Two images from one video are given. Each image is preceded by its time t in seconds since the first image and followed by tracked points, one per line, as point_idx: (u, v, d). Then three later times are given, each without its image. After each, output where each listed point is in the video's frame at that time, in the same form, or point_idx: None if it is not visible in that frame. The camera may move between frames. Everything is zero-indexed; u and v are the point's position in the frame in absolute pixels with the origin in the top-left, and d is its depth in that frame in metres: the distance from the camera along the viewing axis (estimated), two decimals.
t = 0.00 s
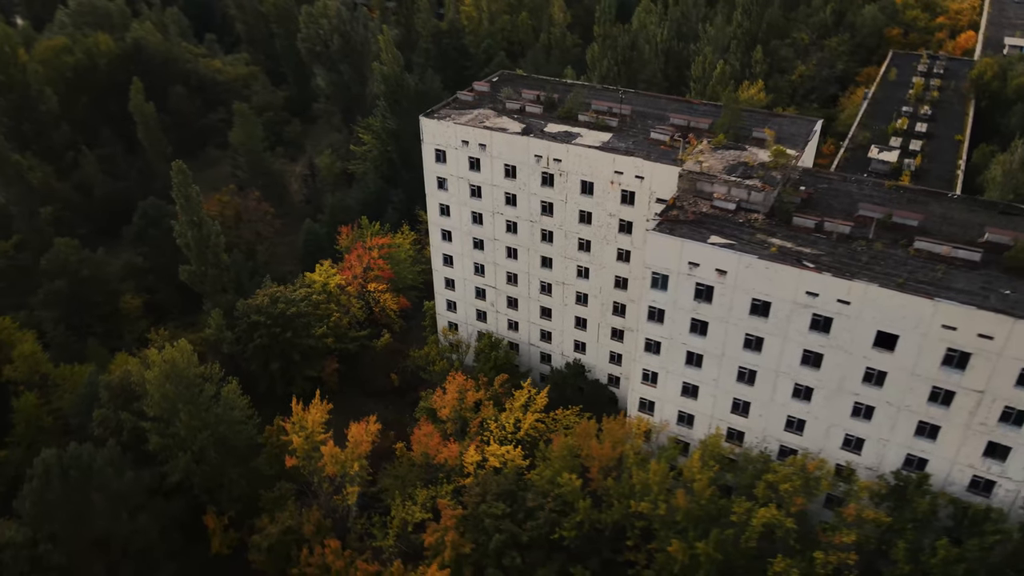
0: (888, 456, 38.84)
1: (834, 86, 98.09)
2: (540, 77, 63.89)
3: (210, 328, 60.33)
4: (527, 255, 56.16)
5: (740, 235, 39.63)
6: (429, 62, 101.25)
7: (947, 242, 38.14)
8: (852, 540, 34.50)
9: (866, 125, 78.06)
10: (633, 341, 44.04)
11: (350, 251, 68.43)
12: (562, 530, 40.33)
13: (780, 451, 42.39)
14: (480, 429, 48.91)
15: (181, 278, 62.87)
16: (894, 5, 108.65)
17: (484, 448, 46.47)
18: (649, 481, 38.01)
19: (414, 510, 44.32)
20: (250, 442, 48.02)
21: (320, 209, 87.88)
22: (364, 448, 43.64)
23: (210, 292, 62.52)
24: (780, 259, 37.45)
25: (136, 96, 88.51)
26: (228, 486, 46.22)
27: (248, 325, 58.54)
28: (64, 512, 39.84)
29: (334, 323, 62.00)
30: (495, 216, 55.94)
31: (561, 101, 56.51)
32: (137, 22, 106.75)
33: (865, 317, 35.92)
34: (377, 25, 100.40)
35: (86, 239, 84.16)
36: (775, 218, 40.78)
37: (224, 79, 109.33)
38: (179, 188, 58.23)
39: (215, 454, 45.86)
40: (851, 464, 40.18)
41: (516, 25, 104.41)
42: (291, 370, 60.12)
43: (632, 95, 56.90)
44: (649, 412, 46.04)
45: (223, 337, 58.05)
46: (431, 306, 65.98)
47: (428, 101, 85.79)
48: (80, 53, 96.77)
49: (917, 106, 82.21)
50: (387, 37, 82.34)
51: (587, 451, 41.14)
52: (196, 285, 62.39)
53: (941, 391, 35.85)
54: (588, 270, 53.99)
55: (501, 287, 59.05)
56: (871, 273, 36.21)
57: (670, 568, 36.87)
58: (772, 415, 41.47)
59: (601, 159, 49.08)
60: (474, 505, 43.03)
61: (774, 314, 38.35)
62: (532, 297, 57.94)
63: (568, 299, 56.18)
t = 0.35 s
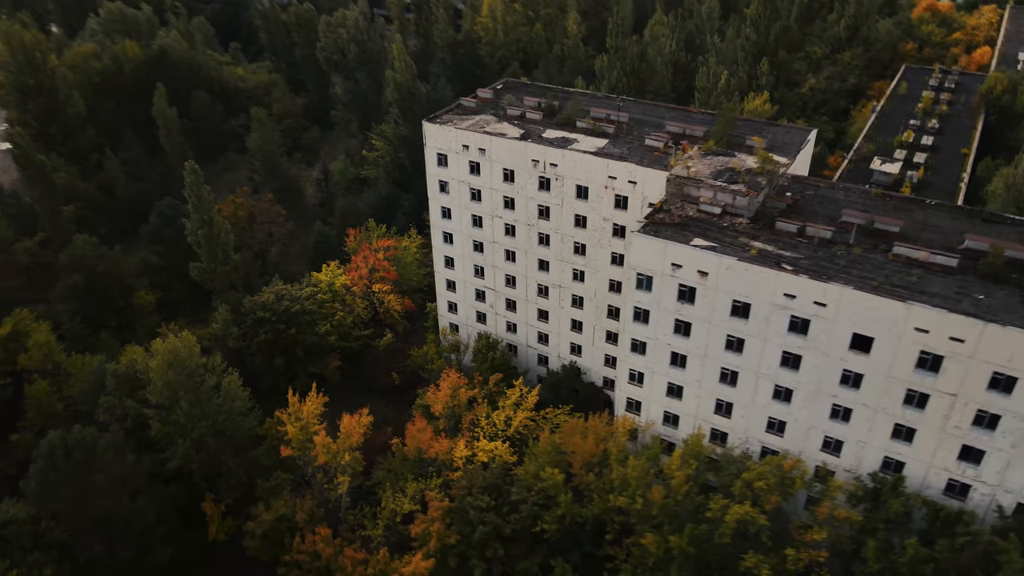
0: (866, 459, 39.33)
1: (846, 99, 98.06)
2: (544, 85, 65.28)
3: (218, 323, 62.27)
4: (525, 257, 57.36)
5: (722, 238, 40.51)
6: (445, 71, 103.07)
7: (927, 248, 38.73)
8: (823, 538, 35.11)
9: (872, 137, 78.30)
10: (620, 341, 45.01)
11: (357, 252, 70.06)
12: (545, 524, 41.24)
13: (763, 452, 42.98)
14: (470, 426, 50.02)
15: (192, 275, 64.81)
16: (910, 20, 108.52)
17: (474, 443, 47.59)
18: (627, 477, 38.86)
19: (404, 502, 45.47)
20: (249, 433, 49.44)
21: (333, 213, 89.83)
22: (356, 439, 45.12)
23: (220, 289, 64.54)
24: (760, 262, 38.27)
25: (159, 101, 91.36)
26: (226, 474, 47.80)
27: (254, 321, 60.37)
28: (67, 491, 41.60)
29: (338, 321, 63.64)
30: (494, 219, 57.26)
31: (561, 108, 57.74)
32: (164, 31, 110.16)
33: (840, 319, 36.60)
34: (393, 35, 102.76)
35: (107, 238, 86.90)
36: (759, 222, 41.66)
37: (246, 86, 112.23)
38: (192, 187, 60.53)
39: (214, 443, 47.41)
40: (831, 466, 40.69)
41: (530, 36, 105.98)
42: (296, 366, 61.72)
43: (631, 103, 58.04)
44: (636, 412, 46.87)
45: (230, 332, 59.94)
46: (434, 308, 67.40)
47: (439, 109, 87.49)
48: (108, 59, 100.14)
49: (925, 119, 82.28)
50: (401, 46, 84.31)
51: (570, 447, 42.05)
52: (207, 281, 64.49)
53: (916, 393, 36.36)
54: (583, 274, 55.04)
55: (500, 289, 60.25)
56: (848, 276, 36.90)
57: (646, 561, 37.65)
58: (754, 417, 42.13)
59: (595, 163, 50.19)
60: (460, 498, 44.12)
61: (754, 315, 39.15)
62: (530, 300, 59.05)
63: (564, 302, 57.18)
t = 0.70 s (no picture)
0: (844, 461, 39.93)
1: (856, 113, 98.36)
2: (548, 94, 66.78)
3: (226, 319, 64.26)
4: (523, 261, 58.64)
5: (706, 242, 41.49)
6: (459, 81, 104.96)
7: (906, 254, 39.44)
8: (794, 535, 35.94)
9: (877, 150, 78.73)
10: (607, 342, 46.08)
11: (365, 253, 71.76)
12: (528, 517, 42.35)
13: (744, 453, 43.71)
14: (463, 423, 51.28)
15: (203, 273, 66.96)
16: (925, 35, 108.49)
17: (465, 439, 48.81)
18: (607, 472, 39.93)
19: (395, 494, 46.75)
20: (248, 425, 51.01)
21: (345, 217, 91.81)
22: (347, 431, 46.77)
23: (230, 286, 66.53)
24: (740, 265, 39.20)
25: (180, 106, 94.06)
26: (226, 463, 49.40)
27: (261, 318, 62.28)
28: (71, 474, 43.35)
29: (342, 321, 65.33)
30: (493, 223, 58.65)
31: (561, 116, 59.10)
32: (189, 39, 113.32)
33: (816, 322, 37.40)
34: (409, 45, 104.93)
35: (127, 238, 89.53)
36: (743, 227, 42.61)
37: (266, 93, 115.01)
38: (204, 187, 62.66)
39: (215, 433, 49.01)
40: (810, 467, 41.34)
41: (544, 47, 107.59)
42: (300, 363, 63.39)
43: (631, 112, 59.28)
44: (623, 412, 47.80)
45: (237, 328, 61.90)
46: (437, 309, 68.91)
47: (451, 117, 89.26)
48: (134, 66, 103.24)
49: (932, 133, 82.54)
50: (414, 55, 86.28)
51: (555, 444, 43.15)
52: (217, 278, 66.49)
53: (890, 396, 36.99)
54: (578, 277, 56.15)
55: (499, 291, 61.56)
56: (825, 280, 37.71)
57: (624, 555, 38.62)
58: (735, 418, 42.91)
59: (590, 169, 51.40)
60: (449, 491, 45.35)
61: (734, 317, 40.03)
62: (527, 302, 60.25)
63: (561, 305, 58.28)
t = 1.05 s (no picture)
0: (822, 462, 40.60)
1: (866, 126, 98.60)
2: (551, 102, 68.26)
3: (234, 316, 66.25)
4: (521, 264, 59.96)
5: (691, 245, 42.52)
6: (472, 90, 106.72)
7: (886, 259, 40.20)
8: (766, 532, 36.77)
9: (881, 162, 79.09)
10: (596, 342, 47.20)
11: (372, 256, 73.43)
12: (512, 510, 43.50)
13: (727, 454, 44.51)
14: (456, 420, 52.56)
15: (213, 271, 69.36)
16: (937, 50, 108.60)
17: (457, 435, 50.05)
18: (588, 468, 41.02)
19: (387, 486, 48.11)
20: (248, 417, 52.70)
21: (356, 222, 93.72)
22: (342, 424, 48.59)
23: (238, 284, 68.58)
24: (721, 268, 40.20)
25: (200, 112, 96.88)
26: (226, 454, 51.10)
27: (267, 316, 64.14)
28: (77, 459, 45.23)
29: (346, 321, 66.97)
30: (493, 227, 60.09)
31: (561, 123, 60.51)
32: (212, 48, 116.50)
33: (793, 324, 38.27)
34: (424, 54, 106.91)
35: (145, 239, 92.18)
36: (728, 232, 43.61)
37: (285, 101, 117.81)
38: (216, 189, 64.86)
39: (216, 425, 50.72)
40: (789, 468, 42.05)
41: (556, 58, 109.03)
42: (304, 361, 64.98)
43: (630, 120, 60.53)
44: (612, 412, 48.79)
45: (244, 325, 63.85)
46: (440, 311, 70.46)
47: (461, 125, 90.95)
48: (158, 73, 106.44)
49: (938, 146, 82.72)
50: (426, 64, 88.17)
51: (540, 440, 44.30)
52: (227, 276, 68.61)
53: (865, 398, 37.69)
54: (574, 281, 57.29)
55: (498, 294, 62.90)
56: (803, 283, 38.58)
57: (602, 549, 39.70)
58: (718, 419, 43.75)
59: (585, 174, 52.65)
60: (438, 484, 46.62)
61: (716, 319, 40.99)
62: (525, 305, 61.50)
63: (557, 308, 59.41)
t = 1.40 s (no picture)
0: (800, 462, 41.35)
1: (875, 138, 98.89)
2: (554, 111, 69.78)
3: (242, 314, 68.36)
4: (519, 268, 61.33)
5: (675, 249, 43.67)
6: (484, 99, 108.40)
7: (866, 265, 41.03)
8: (739, 527, 37.60)
9: (884, 172, 79.48)
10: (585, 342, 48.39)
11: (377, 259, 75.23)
12: (498, 504, 44.68)
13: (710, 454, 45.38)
14: (450, 417, 53.87)
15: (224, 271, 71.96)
16: (950, 63, 108.26)
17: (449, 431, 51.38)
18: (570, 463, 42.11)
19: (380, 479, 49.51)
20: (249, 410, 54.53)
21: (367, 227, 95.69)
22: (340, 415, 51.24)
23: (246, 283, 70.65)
24: (703, 270, 41.30)
25: (219, 118, 99.66)
26: (227, 444, 52.86)
27: (273, 315, 66.13)
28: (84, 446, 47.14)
29: (350, 320, 68.71)
30: (492, 231, 61.58)
31: (561, 130, 62.01)
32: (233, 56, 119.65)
33: (770, 325, 39.24)
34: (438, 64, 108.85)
35: (162, 239, 95.00)
36: (714, 237, 44.69)
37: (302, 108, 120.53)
38: (227, 193, 67.29)
39: (218, 417, 52.51)
40: (769, 468, 42.85)
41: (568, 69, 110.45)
42: (309, 358, 66.86)
43: (628, 129, 61.82)
44: (600, 412, 49.85)
45: (250, 323, 65.90)
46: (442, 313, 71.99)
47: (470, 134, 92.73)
48: (180, 80, 109.59)
49: (943, 158, 82.95)
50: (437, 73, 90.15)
51: (527, 436, 45.47)
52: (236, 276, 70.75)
53: (841, 399, 38.50)
54: (569, 284, 58.51)
55: (497, 296, 64.30)
56: (781, 286, 39.56)
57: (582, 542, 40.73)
58: (701, 419, 44.68)
59: (580, 180, 53.99)
60: (429, 477, 47.96)
61: (698, 320, 42.04)
62: (523, 307, 62.81)
63: (553, 311, 60.62)
